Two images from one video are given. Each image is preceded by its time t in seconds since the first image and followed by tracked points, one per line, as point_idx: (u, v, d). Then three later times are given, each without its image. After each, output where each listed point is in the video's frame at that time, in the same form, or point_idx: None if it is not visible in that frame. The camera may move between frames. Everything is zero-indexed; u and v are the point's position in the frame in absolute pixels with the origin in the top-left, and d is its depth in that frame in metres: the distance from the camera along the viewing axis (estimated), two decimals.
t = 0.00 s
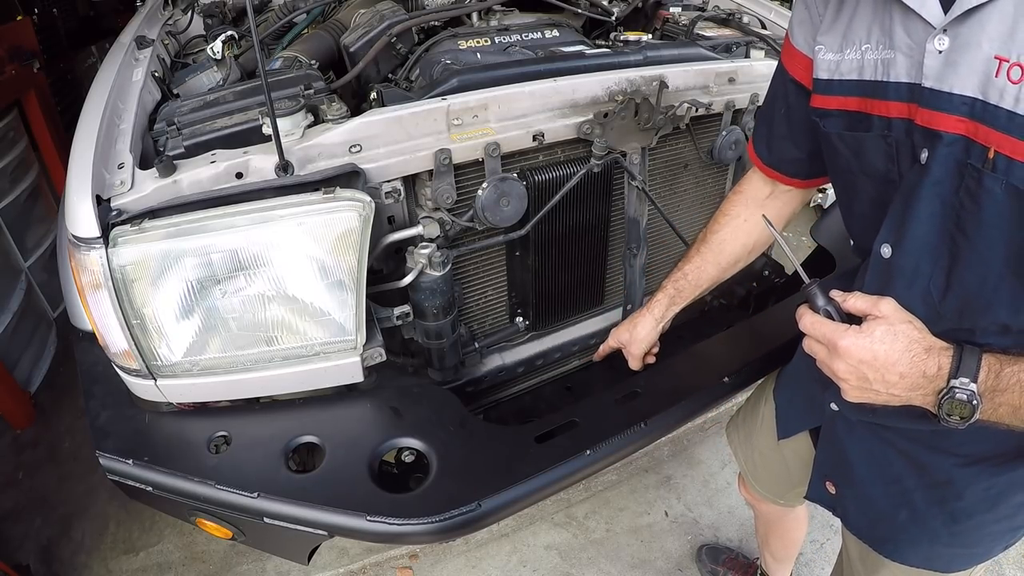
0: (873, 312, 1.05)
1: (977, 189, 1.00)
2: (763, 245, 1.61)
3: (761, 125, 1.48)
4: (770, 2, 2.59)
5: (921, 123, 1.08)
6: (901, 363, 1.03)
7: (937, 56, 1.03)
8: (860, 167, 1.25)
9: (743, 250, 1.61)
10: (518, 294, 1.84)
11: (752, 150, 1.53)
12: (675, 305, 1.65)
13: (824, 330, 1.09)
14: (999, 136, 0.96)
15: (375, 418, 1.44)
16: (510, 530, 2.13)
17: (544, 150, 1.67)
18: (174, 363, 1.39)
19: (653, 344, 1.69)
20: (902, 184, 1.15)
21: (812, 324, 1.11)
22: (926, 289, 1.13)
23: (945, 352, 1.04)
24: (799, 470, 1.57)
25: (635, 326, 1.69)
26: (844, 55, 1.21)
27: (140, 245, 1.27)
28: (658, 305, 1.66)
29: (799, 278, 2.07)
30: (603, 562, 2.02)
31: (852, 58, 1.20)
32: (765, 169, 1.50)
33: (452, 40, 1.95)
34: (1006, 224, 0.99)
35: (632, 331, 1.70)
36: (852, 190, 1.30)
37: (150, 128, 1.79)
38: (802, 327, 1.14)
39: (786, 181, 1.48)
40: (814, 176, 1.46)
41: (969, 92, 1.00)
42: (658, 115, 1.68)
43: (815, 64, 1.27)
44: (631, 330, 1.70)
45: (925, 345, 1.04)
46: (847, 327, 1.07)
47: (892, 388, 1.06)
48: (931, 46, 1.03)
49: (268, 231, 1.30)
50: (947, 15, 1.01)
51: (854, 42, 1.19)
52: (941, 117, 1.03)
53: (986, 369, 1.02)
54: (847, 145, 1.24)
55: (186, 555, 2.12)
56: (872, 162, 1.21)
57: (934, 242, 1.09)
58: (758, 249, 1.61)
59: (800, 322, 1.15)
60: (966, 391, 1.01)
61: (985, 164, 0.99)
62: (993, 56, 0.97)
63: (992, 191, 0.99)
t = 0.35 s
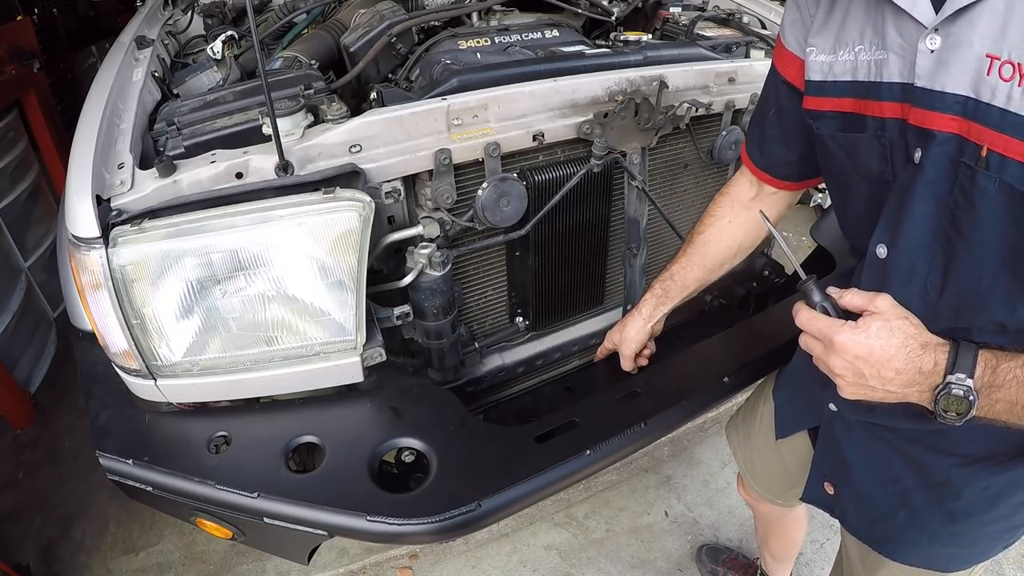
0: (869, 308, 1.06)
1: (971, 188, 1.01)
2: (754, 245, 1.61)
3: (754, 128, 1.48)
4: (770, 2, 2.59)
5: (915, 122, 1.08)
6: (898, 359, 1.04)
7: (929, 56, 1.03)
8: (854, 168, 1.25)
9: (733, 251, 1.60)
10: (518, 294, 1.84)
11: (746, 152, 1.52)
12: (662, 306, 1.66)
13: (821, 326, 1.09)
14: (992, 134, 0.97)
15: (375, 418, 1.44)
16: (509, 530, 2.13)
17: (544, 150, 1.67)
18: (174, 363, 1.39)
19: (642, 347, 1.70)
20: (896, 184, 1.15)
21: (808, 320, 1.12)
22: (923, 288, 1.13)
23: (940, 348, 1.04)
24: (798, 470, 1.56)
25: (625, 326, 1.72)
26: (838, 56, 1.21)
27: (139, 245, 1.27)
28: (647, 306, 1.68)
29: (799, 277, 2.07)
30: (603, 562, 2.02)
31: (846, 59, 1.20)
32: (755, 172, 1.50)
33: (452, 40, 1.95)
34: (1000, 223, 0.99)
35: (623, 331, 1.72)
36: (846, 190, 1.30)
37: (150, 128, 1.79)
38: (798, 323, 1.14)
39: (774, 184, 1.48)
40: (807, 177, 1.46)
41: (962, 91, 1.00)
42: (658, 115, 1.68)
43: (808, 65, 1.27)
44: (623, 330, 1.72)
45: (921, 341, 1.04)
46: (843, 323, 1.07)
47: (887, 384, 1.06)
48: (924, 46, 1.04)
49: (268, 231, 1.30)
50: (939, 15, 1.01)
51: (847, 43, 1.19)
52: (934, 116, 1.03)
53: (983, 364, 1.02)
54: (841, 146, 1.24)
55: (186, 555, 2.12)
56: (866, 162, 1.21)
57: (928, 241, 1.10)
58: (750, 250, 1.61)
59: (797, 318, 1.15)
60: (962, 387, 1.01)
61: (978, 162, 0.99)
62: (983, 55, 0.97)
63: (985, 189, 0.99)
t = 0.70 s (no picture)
0: (860, 304, 1.09)
1: (964, 188, 1.01)
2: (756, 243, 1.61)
3: (756, 128, 1.48)
4: (770, 2, 2.59)
5: (910, 122, 1.08)
6: (887, 355, 1.06)
7: (925, 56, 1.03)
8: (852, 167, 1.25)
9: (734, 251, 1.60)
10: (518, 294, 1.84)
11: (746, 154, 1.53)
12: (665, 305, 1.66)
13: (813, 320, 1.13)
14: (985, 135, 0.97)
15: (375, 418, 1.44)
16: (509, 530, 2.13)
17: (544, 150, 1.67)
18: (174, 363, 1.39)
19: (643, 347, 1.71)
20: (892, 182, 1.15)
21: (799, 314, 1.15)
22: (916, 288, 1.12)
23: (930, 345, 1.06)
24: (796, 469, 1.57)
25: (628, 325, 1.73)
26: (839, 56, 1.21)
27: (139, 245, 1.27)
28: (650, 306, 1.68)
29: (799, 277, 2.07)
30: (603, 562, 2.02)
31: (846, 59, 1.20)
32: (758, 172, 1.50)
33: (452, 40, 1.95)
34: (993, 222, 0.99)
35: (626, 330, 1.72)
36: (844, 189, 1.30)
37: (150, 128, 1.79)
38: (791, 317, 1.18)
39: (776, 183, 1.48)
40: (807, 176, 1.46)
41: (956, 91, 1.00)
42: (658, 116, 1.68)
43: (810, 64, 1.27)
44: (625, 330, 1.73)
45: (910, 338, 1.06)
46: (834, 318, 1.10)
47: (876, 379, 1.09)
48: (919, 46, 1.04)
49: (268, 231, 1.30)
50: (935, 16, 1.01)
51: (848, 43, 1.19)
52: (928, 116, 1.03)
53: (971, 362, 1.02)
54: (839, 146, 1.25)
55: (186, 555, 2.12)
56: (863, 162, 1.22)
57: (922, 241, 1.10)
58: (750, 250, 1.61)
59: (790, 311, 1.18)
60: (948, 385, 1.02)
61: (971, 162, 0.99)
62: (978, 56, 0.97)
63: (978, 189, 0.99)
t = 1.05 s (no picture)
0: (862, 315, 1.07)
1: (949, 192, 1.03)
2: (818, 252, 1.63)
3: (772, 135, 1.48)
4: (770, 2, 2.59)
5: (895, 128, 1.09)
6: (891, 363, 1.04)
7: (907, 63, 1.05)
8: (848, 171, 1.25)
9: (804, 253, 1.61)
10: (518, 294, 1.84)
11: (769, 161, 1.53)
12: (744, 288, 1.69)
13: (817, 332, 1.10)
14: (967, 139, 0.98)
15: (375, 418, 1.44)
16: (510, 530, 2.13)
17: (544, 150, 1.67)
18: (174, 363, 1.39)
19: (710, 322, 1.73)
20: (881, 189, 1.16)
21: (801, 327, 1.13)
22: (910, 293, 1.14)
23: (933, 351, 1.05)
24: (796, 469, 1.57)
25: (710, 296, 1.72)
26: (832, 66, 1.22)
27: (140, 245, 1.27)
28: (734, 290, 1.69)
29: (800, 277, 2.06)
30: (603, 562, 2.02)
31: (838, 69, 1.21)
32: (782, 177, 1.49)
33: (452, 40, 1.95)
34: (979, 225, 1.01)
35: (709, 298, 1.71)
36: (839, 196, 1.31)
37: (150, 128, 1.79)
38: (793, 330, 1.15)
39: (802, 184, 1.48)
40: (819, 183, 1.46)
41: (938, 96, 1.01)
42: (658, 115, 1.68)
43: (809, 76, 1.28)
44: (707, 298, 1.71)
45: (913, 345, 1.05)
46: (837, 330, 1.08)
47: (881, 389, 1.07)
48: (902, 54, 1.05)
49: (268, 231, 1.30)
50: (914, 23, 1.02)
51: (838, 53, 1.20)
52: (911, 122, 1.05)
53: (974, 367, 1.02)
54: (834, 152, 1.27)
55: (186, 555, 2.12)
56: (856, 168, 1.23)
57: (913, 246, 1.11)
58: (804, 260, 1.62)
59: (792, 325, 1.16)
60: (953, 391, 1.02)
61: (955, 166, 1.01)
62: (958, 60, 0.98)
63: (963, 193, 1.01)
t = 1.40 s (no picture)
0: (843, 291, 1.11)
1: (928, 178, 1.04)
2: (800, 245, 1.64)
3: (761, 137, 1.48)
4: (770, 2, 2.59)
5: (877, 121, 1.10)
6: (868, 338, 1.08)
7: (888, 57, 1.06)
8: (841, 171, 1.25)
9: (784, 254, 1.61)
10: (518, 294, 1.84)
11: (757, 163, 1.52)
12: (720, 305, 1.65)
13: (798, 306, 1.15)
14: (943, 126, 1.01)
15: (375, 418, 1.44)
16: (510, 530, 2.13)
17: (544, 150, 1.67)
18: (174, 363, 1.39)
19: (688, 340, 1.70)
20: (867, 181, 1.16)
21: (784, 301, 1.17)
22: (897, 279, 1.15)
23: (910, 328, 1.07)
24: (795, 468, 1.57)
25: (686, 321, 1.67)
26: (824, 68, 1.22)
27: (140, 245, 1.27)
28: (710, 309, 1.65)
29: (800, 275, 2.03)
30: (603, 562, 2.02)
31: (830, 70, 1.21)
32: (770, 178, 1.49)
33: (452, 40, 1.95)
34: (955, 209, 1.03)
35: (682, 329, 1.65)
36: (828, 191, 1.29)
37: (150, 128, 1.79)
38: (777, 306, 1.20)
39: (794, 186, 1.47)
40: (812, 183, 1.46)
41: (915, 87, 1.03)
42: (658, 116, 1.68)
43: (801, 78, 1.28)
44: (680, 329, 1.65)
45: (890, 322, 1.08)
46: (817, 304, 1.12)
47: (857, 363, 1.10)
48: (882, 48, 1.07)
49: (268, 231, 1.30)
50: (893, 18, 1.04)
51: (829, 55, 1.21)
52: (891, 113, 1.07)
53: (949, 344, 1.03)
54: (823, 149, 1.26)
55: (186, 555, 2.12)
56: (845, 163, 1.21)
57: (895, 234, 1.13)
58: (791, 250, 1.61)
59: (776, 300, 1.20)
60: (927, 365, 1.02)
61: (932, 152, 1.03)
62: (933, 51, 1.01)
63: (940, 178, 1.02)
